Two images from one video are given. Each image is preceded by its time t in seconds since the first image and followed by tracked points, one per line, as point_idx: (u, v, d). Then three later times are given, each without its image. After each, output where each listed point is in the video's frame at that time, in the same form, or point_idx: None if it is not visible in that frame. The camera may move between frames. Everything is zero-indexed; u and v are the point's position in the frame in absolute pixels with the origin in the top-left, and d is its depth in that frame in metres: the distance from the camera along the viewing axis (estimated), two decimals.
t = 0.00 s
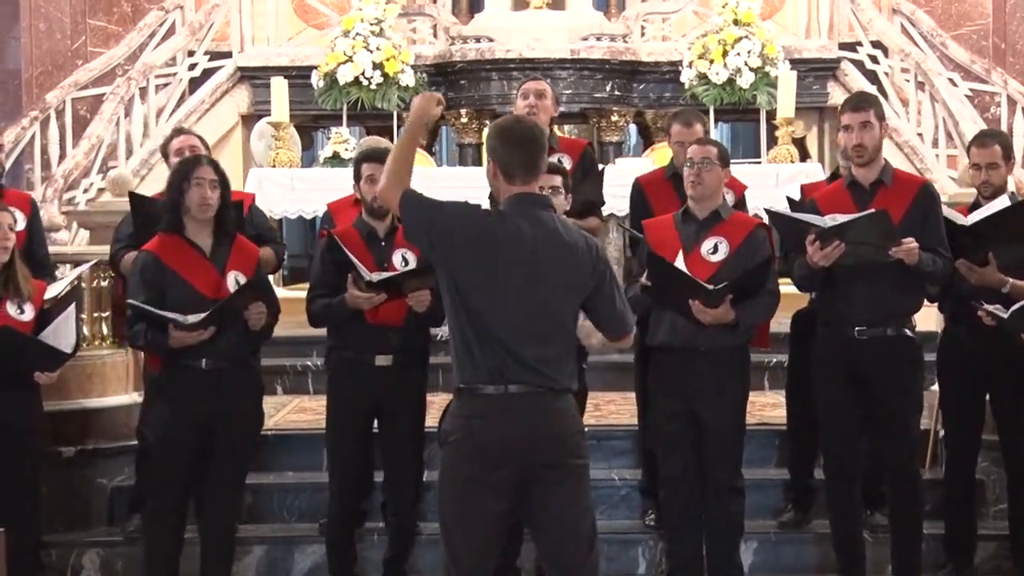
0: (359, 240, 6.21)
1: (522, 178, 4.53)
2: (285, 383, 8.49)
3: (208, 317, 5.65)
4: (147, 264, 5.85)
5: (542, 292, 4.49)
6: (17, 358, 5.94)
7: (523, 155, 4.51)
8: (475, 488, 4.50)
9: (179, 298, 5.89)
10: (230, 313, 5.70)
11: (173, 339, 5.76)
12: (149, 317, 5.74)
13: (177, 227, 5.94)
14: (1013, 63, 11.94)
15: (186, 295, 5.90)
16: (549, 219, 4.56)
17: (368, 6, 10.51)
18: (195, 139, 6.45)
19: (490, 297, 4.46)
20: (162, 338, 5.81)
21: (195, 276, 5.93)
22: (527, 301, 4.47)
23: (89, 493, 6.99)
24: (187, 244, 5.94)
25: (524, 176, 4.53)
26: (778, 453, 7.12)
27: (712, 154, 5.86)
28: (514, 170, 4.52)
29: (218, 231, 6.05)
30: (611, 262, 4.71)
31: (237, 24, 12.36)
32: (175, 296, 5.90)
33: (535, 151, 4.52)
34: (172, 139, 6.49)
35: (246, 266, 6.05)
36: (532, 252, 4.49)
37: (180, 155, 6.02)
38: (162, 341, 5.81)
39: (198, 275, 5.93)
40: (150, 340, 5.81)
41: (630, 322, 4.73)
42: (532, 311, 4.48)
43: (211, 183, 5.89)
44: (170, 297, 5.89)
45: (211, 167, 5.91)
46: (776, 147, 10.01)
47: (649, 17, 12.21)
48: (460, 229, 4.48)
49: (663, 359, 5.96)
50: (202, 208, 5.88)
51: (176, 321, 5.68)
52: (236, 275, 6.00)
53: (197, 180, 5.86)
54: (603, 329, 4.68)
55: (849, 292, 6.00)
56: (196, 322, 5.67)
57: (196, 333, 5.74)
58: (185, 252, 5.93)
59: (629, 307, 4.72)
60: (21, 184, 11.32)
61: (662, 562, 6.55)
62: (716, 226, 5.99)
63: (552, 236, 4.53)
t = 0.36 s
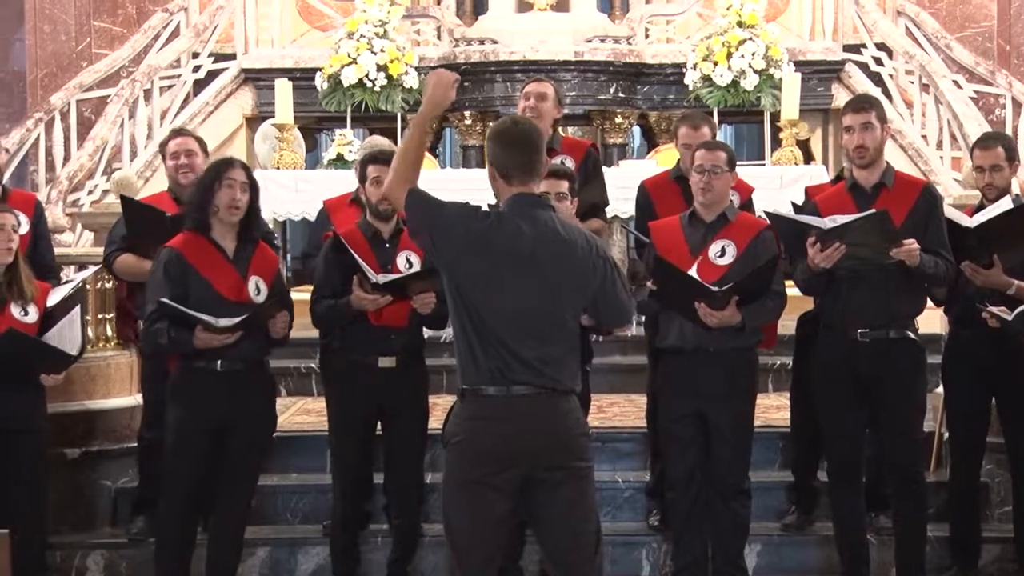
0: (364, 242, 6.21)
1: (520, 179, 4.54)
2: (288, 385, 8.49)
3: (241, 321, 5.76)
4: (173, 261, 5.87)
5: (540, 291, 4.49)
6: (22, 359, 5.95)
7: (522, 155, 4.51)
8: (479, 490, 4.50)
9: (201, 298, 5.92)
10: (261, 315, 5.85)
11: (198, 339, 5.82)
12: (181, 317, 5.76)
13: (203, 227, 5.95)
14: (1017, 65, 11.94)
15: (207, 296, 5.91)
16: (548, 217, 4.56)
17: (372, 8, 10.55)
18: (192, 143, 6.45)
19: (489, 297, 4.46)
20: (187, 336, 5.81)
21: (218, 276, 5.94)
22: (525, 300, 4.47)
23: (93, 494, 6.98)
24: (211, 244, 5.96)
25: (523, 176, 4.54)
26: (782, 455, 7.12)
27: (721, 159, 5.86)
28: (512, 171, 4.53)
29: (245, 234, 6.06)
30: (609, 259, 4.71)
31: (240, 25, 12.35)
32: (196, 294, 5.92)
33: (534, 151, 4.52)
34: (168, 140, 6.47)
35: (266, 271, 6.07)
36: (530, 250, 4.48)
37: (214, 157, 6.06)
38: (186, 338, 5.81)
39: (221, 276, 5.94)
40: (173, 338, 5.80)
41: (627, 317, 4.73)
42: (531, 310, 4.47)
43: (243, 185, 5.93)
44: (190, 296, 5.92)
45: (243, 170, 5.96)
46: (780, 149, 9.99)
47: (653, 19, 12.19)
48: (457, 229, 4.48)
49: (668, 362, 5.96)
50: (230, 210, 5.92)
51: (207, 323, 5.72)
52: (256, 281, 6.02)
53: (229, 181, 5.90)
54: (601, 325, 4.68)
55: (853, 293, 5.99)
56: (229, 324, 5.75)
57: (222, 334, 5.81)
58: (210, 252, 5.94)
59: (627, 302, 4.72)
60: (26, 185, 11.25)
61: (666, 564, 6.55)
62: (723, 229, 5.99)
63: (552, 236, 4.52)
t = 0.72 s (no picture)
0: (365, 243, 6.21)
1: (517, 181, 4.56)
2: (292, 385, 8.50)
3: (259, 318, 5.74)
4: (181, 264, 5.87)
5: (537, 293, 4.50)
6: (25, 361, 5.95)
7: (516, 157, 4.55)
8: (482, 491, 4.51)
9: (207, 301, 5.92)
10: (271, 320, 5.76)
11: (211, 339, 5.81)
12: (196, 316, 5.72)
13: (212, 231, 5.95)
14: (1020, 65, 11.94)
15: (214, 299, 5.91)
16: (544, 219, 4.57)
17: (374, 8, 10.57)
18: (175, 142, 6.43)
19: (484, 301, 4.49)
20: (196, 338, 5.81)
21: (223, 281, 5.94)
22: (522, 302, 4.49)
23: (96, 494, 6.98)
24: (219, 249, 5.96)
25: (520, 177, 4.56)
26: (786, 455, 7.11)
27: (726, 159, 5.86)
28: (505, 173, 4.57)
29: (251, 237, 6.07)
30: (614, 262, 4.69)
31: (243, 26, 12.40)
32: (201, 297, 5.92)
33: (529, 151, 4.56)
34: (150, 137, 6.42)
35: (269, 277, 6.09)
36: (525, 253, 4.50)
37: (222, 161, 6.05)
38: (196, 341, 5.81)
39: (226, 281, 5.94)
40: (182, 339, 5.81)
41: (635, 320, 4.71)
42: (527, 312, 4.49)
43: (254, 191, 5.95)
44: (195, 299, 5.92)
45: (256, 176, 5.98)
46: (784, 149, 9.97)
47: (656, 19, 12.15)
48: (450, 237, 4.54)
49: (672, 363, 5.96)
50: (245, 216, 5.94)
51: (224, 321, 5.72)
52: (260, 285, 6.04)
53: (243, 187, 5.90)
54: (606, 329, 4.66)
55: (854, 293, 5.99)
56: (245, 322, 5.74)
57: (235, 334, 5.80)
58: (216, 255, 5.95)
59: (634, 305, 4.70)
60: (29, 187, 11.25)
61: (669, 565, 6.55)
62: (727, 229, 6.00)
63: (545, 238, 4.53)
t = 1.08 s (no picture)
0: (361, 244, 6.21)
1: (520, 179, 4.62)
2: (293, 388, 8.49)
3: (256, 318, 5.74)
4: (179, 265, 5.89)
5: (524, 295, 4.54)
6: (27, 362, 5.95)
7: (523, 156, 4.63)
8: (483, 495, 4.56)
9: (206, 302, 5.92)
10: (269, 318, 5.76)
11: (209, 339, 5.80)
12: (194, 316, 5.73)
13: (208, 231, 5.96)
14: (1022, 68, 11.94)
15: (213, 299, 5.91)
16: (534, 224, 4.60)
17: (377, 10, 10.58)
18: (157, 143, 6.45)
19: (474, 303, 4.56)
20: (196, 338, 5.81)
21: (221, 282, 5.95)
22: (510, 309, 4.53)
23: (97, 497, 7.00)
24: (216, 248, 5.97)
25: (525, 175, 4.62)
26: (786, 459, 7.10)
27: (725, 160, 5.88)
28: (509, 174, 4.64)
29: (249, 237, 6.07)
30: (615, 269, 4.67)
31: (246, 28, 12.42)
32: (199, 298, 5.92)
33: (540, 155, 4.64)
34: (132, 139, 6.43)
35: (268, 276, 6.08)
36: (514, 254, 4.55)
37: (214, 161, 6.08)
38: (195, 341, 5.81)
39: (224, 280, 5.95)
40: (182, 339, 5.81)
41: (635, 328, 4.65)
42: (515, 313, 4.53)
43: (245, 188, 5.95)
44: (193, 298, 5.93)
45: (244, 173, 5.98)
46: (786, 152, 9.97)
47: (658, 22, 12.10)
48: (443, 251, 4.65)
49: (673, 366, 5.96)
50: (236, 213, 5.94)
51: (221, 321, 5.72)
52: (259, 285, 6.04)
53: (231, 185, 5.93)
54: (603, 337, 4.63)
55: (855, 297, 5.99)
56: (242, 321, 5.74)
57: (234, 334, 5.79)
58: (215, 255, 5.96)
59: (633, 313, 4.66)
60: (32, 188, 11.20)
61: (670, 568, 6.55)
62: (728, 232, 6.00)
63: (533, 243, 4.56)
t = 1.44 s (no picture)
0: (358, 248, 6.20)
1: (521, 182, 4.65)
2: (294, 392, 8.49)
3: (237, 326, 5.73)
4: (172, 269, 5.91)
5: (522, 299, 4.56)
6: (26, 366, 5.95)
7: (529, 159, 4.67)
8: (487, 500, 4.61)
9: (200, 306, 5.92)
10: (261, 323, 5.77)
11: (195, 343, 5.80)
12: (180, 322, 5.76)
13: (202, 235, 5.98)
14: None
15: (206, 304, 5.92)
16: (534, 227, 4.62)
17: (379, 14, 10.48)
18: (152, 148, 6.47)
19: (472, 306, 4.60)
20: (185, 342, 5.83)
21: (215, 286, 5.95)
22: (509, 315, 4.56)
23: (99, 501, 6.99)
24: (210, 251, 5.98)
25: (526, 179, 4.65)
26: (786, 463, 7.10)
27: (724, 164, 5.89)
28: (512, 178, 4.67)
29: (244, 240, 6.08)
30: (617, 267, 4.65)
31: (248, 33, 12.43)
32: (193, 303, 5.93)
33: (547, 161, 4.66)
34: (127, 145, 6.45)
35: (265, 280, 6.06)
36: (509, 257, 4.58)
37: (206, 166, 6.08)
38: (184, 345, 5.83)
39: (218, 286, 5.95)
40: (171, 344, 5.85)
41: (637, 326, 4.62)
42: (511, 315, 4.55)
43: (232, 195, 5.95)
44: (188, 303, 5.94)
45: (232, 178, 5.97)
46: (787, 156, 9.97)
47: (659, 26, 12.15)
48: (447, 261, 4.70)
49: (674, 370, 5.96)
50: (224, 219, 5.95)
51: (205, 326, 5.73)
52: (254, 289, 6.02)
53: (218, 191, 5.93)
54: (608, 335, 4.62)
55: (857, 303, 5.99)
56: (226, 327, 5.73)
57: (220, 339, 5.80)
58: (208, 260, 5.96)
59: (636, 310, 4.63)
60: (33, 193, 11.20)
61: (671, 572, 6.54)
62: (726, 237, 6.00)
63: (531, 246, 4.57)
